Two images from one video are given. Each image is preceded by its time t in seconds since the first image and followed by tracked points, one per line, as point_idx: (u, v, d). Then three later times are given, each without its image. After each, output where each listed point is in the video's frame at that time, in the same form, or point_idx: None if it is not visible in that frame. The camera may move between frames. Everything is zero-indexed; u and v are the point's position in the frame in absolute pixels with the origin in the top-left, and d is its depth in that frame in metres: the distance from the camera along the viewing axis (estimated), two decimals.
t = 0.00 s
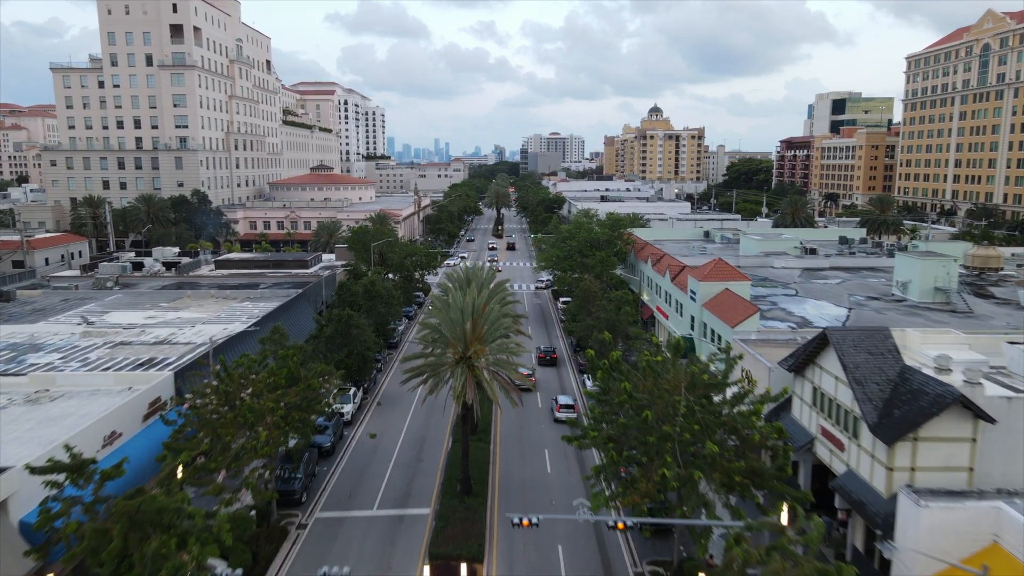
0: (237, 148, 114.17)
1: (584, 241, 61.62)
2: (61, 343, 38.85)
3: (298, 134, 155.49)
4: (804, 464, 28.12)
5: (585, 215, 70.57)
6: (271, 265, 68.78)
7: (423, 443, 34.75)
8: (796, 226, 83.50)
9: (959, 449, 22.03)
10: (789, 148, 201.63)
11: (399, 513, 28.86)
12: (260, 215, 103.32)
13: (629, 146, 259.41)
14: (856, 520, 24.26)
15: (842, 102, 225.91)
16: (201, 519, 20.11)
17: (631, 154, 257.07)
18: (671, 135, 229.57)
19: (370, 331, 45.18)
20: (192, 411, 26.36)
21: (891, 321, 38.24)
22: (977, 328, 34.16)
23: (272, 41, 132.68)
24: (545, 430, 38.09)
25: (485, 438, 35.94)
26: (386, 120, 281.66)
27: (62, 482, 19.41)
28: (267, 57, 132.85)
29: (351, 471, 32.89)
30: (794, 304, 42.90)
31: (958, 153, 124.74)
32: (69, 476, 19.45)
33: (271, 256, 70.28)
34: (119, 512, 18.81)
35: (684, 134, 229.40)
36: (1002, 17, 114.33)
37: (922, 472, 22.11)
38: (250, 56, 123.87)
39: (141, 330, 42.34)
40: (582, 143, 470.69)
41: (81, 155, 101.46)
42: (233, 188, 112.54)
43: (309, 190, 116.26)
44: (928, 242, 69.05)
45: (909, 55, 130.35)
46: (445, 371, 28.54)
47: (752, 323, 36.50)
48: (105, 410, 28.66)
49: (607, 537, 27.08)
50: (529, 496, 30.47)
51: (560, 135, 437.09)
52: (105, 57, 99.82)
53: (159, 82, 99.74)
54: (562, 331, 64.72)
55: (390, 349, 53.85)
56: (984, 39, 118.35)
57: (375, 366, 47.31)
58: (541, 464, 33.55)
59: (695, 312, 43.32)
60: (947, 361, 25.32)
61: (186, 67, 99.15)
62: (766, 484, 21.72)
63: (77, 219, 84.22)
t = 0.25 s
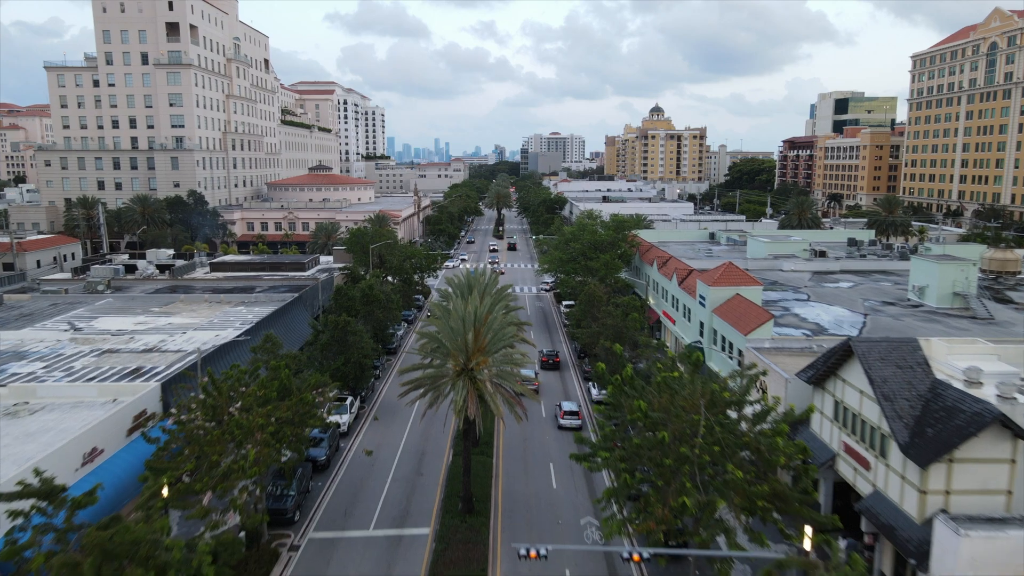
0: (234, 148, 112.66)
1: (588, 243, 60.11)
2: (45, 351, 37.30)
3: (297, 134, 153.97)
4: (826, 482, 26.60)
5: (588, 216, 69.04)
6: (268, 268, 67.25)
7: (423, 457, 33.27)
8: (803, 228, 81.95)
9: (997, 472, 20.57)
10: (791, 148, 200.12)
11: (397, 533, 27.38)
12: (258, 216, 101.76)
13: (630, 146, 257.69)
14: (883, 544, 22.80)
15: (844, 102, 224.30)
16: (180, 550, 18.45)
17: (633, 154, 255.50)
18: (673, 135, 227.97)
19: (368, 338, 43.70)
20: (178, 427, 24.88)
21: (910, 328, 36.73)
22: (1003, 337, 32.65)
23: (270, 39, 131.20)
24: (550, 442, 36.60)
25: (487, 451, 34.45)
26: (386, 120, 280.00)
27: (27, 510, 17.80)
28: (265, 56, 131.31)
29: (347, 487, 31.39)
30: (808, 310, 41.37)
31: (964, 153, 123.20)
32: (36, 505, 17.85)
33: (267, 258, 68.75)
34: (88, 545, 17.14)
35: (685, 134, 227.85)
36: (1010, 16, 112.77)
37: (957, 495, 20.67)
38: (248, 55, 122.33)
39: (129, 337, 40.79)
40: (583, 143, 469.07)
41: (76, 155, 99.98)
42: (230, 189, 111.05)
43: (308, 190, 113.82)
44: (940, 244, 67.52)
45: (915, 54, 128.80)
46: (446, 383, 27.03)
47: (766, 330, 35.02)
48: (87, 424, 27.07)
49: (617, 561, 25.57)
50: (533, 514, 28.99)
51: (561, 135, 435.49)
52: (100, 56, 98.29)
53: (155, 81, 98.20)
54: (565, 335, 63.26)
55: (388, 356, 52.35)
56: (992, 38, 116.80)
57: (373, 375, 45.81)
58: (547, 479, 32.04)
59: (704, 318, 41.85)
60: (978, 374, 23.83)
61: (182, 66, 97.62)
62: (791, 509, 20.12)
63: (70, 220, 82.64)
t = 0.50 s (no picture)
0: (231, 148, 110.93)
1: (593, 246, 58.37)
2: (27, 361, 35.57)
3: (295, 133, 152.30)
4: (854, 504, 24.79)
5: (593, 218, 67.31)
6: (263, 271, 65.53)
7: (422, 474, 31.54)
8: (811, 229, 80.22)
9: None
10: (794, 147, 198.47)
11: (394, 559, 25.66)
12: (255, 217, 99.98)
13: (631, 146, 255.99)
14: None
15: (848, 101, 222.66)
16: None
17: (634, 154, 253.87)
18: (674, 135, 226.29)
19: (365, 345, 41.98)
20: (161, 447, 23.13)
21: (935, 338, 35.00)
22: None
23: (268, 38, 129.46)
24: (556, 456, 34.82)
25: (490, 467, 32.70)
26: (385, 120, 278.18)
27: None
28: (263, 54, 129.58)
29: (341, 506, 29.62)
30: (825, 317, 39.66)
31: (972, 153, 121.51)
32: None
33: (263, 261, 67.04)
34: None
35: (687, 134, 226.18)
36: (1018, 13, 111.06)
37: (1004, 527, 18.87)
38: (245, 53, 120.56)
39: (115, 344, 39.03)
40: (584, 142, 467.61)
41: (70, 155, 98.27)
42: (226, 189, 109.33)
43: (306, 191, 112.13)
44: (952, 247, 65.85)
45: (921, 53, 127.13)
46: (446, 400, 25.18)
47: (784, 339, 33.25)
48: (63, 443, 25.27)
49: None
50: (539, 536, 27.26)
51: (562, 135, 433.91)
52: (94, 54, 96.57)
53: (150, 80, 96.46)
54: (568, 339, 61.57)
55: (387, 362, 50.63)
56: (1000, 36, 115.08)
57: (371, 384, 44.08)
58: (553, 498, 30.27)
59: (716, 324, 40.16)
60: (1018, 392, 22.05)
61: (177, 64, 95.90)
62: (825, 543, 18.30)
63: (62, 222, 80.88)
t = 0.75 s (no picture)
0: (228, 148, 109.44)
1: (597, 248, 56.86)
2: (8, 370, 34.03)
3: (294, 133, 150.83)
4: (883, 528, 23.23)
5: (597, 219, 65.80)
6: (259, 274, 64.00)
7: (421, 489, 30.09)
8: (818, 230, 78.74)
9: None
10: (797, 147, 196.99)
11: None
12: (252, 218, 98.38)
13: (632, 146, 254.47)
14: None
15: (850, 101, 221.26)
16: None
17: (635, 154, 252.48)
18: (676, 134, 224.80)
19: (363, 352, 40.47)
20: (143, 467, 21.63)
21: (958, 346, 33.49)
22: None
23: (266, 36, 127.99)
24: (562, 470, 33.28)
25: (493, 482, 31.18)
26: (385, 119, 276.56)
27: None
28: (261, 53, 128.11)
29: (337, 524, 28.13)
30: (840, 323, 38.16)
31: (979, 153, 120.01)
32: None
33: (259, 264, 65.51)
34: None
35: (689, 133, 224.65)
36: None
37: None
38: (243, 52, 119.09)
39: (102, 352, 37.47)
40: (584, 142, 466.10)
41: (64, 155, 96.75)
42: (223, 190, 107.82)
43: (304, 191, 110.63)
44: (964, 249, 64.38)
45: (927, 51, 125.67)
46: (447, 415, 23.67)
47: (801, 347, 31.66)
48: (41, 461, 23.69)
49: None
50: (545, 558, 25.73)
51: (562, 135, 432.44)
52: (89, 53, 95.08)
53: (145, 78, 94.97)
54: (572, 342, 60.11)
55: (386, 368, 49.15)
56: (1007, 34, 113.60)
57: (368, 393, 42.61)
58: (560, 516, 28.75)
59: (726, 330, 38.65)
60: None
61: (173, 63, 94.43)
62: None
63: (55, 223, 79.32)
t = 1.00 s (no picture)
0: (225, 148, 107.60)
1: (602, 251, 55.06)
2: None
3: (292, 133, 149.12)
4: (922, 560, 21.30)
5: (601, 221, 64.03)
6: (254, 277, 62.23)
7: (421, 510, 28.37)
8: (827, 232, 76.94)
9: None
10: (801, 147, 195.25)
11: None
12: (248, 219, 96.46)
13: (634, 145, 252.75)
14: None
15: (854, 100, 219.63)
16: None
17: (637, 154, 250.85)
18: (678, 134, 223.11)
19: (359, 361, 38.69)
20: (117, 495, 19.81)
21: (987, 357, 31.67)
22: None
23: (263, 34, 126.24)
24: (569, 488, 31.51)
25: (497, 502, 29.39)
26: (384, 119, 274.78)
27: None
28: (258, 51, 126.36)
29: (331, 549, 26.36)
30: (860, 331, 36.36)
31: (987, 153, 118.27)
32: None
33: (254, 267, 63.72)
34: None
35: (691, 133, 222.92)
36: None
37: None
38: (240, 50, 117.35)
39: (86, 362, 35.67)
40: (584, 142, 464.44)
41: (57, 155, 94.94)
42: (220, 190, 106.08)
43: (302, 192, 108.82)
44: (979, 251, 62.59)
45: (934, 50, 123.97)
46: (448, 436, 21.90)
47: (822, 359, 29.96)
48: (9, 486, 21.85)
49: None
50: None
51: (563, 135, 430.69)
52: (82, 51, 93.33)
53: (140, 77, 93.22)
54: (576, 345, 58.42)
55: (384, 377, 47.35)
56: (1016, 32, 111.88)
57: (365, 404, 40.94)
58: (568, 540, 26.95)
59: (740, 338, 36.89)
60: None
61: (168, 61, 92.69)
62: None
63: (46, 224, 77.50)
